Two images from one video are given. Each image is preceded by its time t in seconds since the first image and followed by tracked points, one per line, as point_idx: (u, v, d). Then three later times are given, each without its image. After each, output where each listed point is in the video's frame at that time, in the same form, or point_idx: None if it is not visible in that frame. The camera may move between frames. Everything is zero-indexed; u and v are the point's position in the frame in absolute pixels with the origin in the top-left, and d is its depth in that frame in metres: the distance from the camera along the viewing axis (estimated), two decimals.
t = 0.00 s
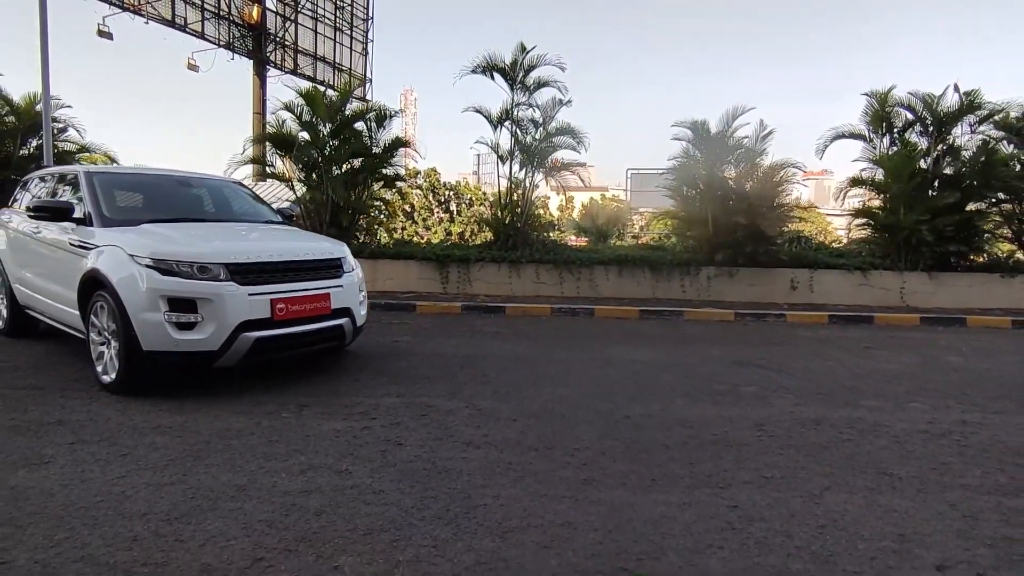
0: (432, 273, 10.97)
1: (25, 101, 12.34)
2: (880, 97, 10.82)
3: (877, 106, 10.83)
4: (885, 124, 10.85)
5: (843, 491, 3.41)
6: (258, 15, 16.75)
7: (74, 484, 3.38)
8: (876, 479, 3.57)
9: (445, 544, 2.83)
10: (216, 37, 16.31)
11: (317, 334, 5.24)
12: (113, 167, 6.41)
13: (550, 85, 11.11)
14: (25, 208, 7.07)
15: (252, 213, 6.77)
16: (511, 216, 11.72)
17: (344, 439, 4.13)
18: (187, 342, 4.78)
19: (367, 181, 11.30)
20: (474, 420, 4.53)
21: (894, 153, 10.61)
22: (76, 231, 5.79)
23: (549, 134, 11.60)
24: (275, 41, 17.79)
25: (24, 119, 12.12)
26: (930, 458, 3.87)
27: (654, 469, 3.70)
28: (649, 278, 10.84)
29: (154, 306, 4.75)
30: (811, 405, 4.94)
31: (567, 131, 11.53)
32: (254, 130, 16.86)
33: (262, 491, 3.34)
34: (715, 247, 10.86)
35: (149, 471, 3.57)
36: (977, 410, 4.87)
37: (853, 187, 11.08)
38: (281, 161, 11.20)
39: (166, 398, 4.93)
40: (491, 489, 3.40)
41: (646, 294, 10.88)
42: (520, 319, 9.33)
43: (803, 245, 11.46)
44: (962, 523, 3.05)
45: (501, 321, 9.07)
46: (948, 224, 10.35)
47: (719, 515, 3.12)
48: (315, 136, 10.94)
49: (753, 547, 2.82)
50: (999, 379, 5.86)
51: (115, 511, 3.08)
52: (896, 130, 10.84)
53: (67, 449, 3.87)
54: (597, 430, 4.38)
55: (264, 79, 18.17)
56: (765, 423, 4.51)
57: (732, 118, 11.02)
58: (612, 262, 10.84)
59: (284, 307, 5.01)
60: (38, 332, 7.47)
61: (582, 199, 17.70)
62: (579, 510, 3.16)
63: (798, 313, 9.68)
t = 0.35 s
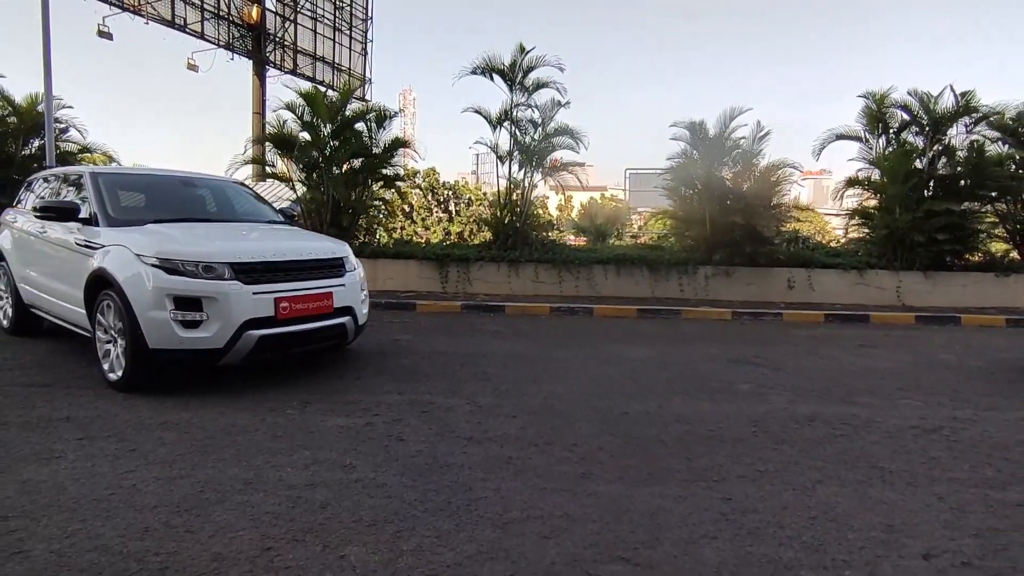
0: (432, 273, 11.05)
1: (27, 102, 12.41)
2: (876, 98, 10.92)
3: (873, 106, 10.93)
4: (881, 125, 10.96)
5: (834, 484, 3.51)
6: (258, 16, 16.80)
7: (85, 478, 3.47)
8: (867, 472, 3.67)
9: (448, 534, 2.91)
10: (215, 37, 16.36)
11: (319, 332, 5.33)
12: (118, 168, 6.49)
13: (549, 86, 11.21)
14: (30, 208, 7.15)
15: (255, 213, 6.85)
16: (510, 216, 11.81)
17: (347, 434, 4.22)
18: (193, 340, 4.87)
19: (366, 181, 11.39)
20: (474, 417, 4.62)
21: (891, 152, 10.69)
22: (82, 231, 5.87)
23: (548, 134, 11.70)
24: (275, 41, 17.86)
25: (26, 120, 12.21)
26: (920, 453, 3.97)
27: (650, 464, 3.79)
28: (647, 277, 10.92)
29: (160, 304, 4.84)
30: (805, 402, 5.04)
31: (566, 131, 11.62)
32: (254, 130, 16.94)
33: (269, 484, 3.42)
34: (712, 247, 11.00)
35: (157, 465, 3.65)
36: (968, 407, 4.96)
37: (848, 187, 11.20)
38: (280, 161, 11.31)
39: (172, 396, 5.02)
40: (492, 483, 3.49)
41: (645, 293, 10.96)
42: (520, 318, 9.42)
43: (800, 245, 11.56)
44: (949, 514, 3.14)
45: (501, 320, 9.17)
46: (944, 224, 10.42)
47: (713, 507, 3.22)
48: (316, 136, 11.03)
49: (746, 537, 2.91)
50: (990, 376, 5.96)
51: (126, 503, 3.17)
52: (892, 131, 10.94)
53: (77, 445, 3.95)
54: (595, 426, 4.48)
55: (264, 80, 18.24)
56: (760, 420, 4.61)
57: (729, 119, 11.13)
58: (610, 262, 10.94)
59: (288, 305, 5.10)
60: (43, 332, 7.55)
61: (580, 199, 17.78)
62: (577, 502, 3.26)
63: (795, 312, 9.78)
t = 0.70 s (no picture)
0: (432, 273, 11.12)
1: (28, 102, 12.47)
2: (873, 98, 11.00)
3: (870, 107, 11.00)
4: (878, 125, 10.98)
5: (828, 480, 3.58)
6: (258, 16, 16.85)
7: (94, 474, 3.54)
8: (860, 468, 3.74)
9: (450, 528, 2.98)
10: (214, 37, 16.41)
11: (322, 331, 5.40)
12: (122, 169, 6.55)
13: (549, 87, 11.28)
14: (34, 209, 7.22)
15: (258, 213, 6.92)
16: (510, 216, 11.90)
17: (351, 432, 4.29)
18: (198, 340, 4.94)
19: (367, 181, 11.45)
20: (475, 414, 4.69)
21: (888, 153, 10.68)
22: (87, 231, 5.94)
23: (547, 135, 11.77)
24: (275, 41, 17.91)
25: (28, 120, 12.28)
26: (912, 449, 4.05)
27: (648, 460, 3.87)
28: (645, 277, 10.99)
29: (165, 304, 4.91)
30: (800, 400, 5.11)
31: (566, 132, 11.69)
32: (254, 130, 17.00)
33: (275, 480, 3.50)
34: (710, 247, 11.10)
35: (164, 462, 3.72)
36: (961, 404, 5.04)
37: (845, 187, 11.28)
38: (279, 161, 11.44)
39: (177, 394, 5.09)
40: (493, 478, 3.56)
41: (643, 293, 11.03)
42: (519, 318, 9.50)
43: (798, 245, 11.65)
44: (940, 508, 3.21)
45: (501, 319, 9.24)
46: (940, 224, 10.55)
47: (710, 502, 3.29)
48: (316, 137, 11.09)
49: (742, 531, 2.98)
50: (983, 374, 6.05)
51: (136, 499, 3.24)
52: (888, 131, 11.01)
53: (85, 442, 4.02)
54: (594, 423, 4.55)
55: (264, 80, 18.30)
56: (756, 417, 4.68)
57: (726, 120, 11.22)
58: (609, 262, 11.01)
59: (291, 305, 5.17)
60: (47, 331, 7.61)
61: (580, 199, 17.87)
62: (577, 497, 3.33)
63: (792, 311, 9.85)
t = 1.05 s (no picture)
0: (431, 273, 11.17)
1: (28, 104, 12.49)
2: (870, 99, 11.05)
3: (867, 107, 11.04)
4: (875, 126, 11.04)
5: (822, 477, 3.63)
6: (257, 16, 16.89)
7: (97, 472, 3.58)
8: (854, 466, 3.79)
9: (449, 525, 3.03)
10: (214, 37, 16.44)
11: (322, 331, 5.44)
12: (123, 170, 6.59)
13: (547, 88, 11.32)
14: (36, 210, 7.26)
15: (258, 214, 6.97)
16: (509, 216, 11.96)
17: (351, 431, 4.33)
18: (199, 340, 4.98)
19: (366, 182, 11.49)
20: (474, 413, 4.74)
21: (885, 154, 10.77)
22: (89, 232, 5.98)
23: (546, 136, 11.82)
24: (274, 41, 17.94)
25: (28, 122, 12.32)
26: (906, 447, 4.10)
27: (645, 458, 3.91)
28: (644, 277, 11.03)
29: (167, 304, 4.95)
30: (796, 399, 5.16)
31: (564, 133, 11.74)
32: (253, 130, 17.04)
33: (276, 478, 3.54)
34: (708, 247, 11.16)
35: (167, 461, 3.76)
36: (956, 403, 5.08)
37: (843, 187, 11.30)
38: (279, 161, 11.43)
39: (179, 394, 5.13)
40: (491, 476, 3.61)
41: (642, 293, 11.07)
42: (518, 317, 9.54)
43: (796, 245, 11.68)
44: (931, 505, 3.26)
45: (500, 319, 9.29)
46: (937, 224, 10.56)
47: (705, 499, 3.34)
48: (316, 138, 11.13)
49: (736, 527, 3.03)
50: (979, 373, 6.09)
51: (139, 497, 3.28)
52: (885, 132, 11.04)
53: (88, 441, 4.07)
54: (592, 421, 4.60)
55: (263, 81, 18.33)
56: (752, 416, 4.73)
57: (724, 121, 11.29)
58: (608, 262, 11.06)
59: (291, 305, 5.22)
60: (48, 331, 7.65)
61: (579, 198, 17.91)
62: (574, 495, 3.37)
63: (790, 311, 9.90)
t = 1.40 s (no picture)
0: (430, 272, 11.22)
1: (28, 104, 12.52)
2: (867, 99, 11.11)
3: (864, 107, 11.10)
4: (871, 126, 11.09)
5: (814, 472, 3.68)
6: (256, 16, 16.98)
7: (99, 468, 3.63)
8: (846, 461, 3.84)
9: (444, 519, 3.08)
10: (213, 37, 16.47)
11: (321, 330, 5.49)
12: (123, 170, 6.63)
13: (545, 87, 11.37)
14: (36, 209, 7.30)
15: (257, 213, 7.01)
16: (507, 216, 11.99)
17: (349, 427, 4.39)
18: (198, 338, 5.03)
19: (365, 181, 11.53)
20: (471, 410, 4.79)
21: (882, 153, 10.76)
22: (89, 231, 6.02)
23: (544, 136, 11.88)
24: (272, 41, 17.98)
25: (28, 121, 12.35)
26: (898, 443, 4.15)
27: (639, 454, 3.96)
28: (642, 276, 11.07)
29: (167, 303, 5.00)
30: (791, 396, 5.21)
31: (562, 133, 11.79)
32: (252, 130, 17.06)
33: (275, 473, 3.59)
34: (706, 246, 11.22)
35: (167, 456, 3.81)
36: (947, 401, 5.14)
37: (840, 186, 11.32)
38: (278, 160, 11.44)
39: (179, 391, 5.18)
40: (487, 472, 3.66)
41: (639, 291, 11.11)
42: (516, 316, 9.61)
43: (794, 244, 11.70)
44: (920, 499, 3.32)
45: (499, 318, 9.34)
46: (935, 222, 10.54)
47: (698, 494, 3.39)
48: (315, 137, 11.17)
49: (728, 521, 3.08)
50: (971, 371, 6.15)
51: (140, 491, 3.33)
52: (882, 132, 11.09)
53: (89, 437, 4.12)
54: (587, 418, 4.65)
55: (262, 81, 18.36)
56: (746, 413, 4.78)
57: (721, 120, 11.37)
58: (605, 261, 11.10)
59: (290, 304, 5.26)
60: (49, 330, 7.70)
61: (578, 197, 17.96)
62: (569, 490, 3.42)
63: (787, 310, 9.95)
